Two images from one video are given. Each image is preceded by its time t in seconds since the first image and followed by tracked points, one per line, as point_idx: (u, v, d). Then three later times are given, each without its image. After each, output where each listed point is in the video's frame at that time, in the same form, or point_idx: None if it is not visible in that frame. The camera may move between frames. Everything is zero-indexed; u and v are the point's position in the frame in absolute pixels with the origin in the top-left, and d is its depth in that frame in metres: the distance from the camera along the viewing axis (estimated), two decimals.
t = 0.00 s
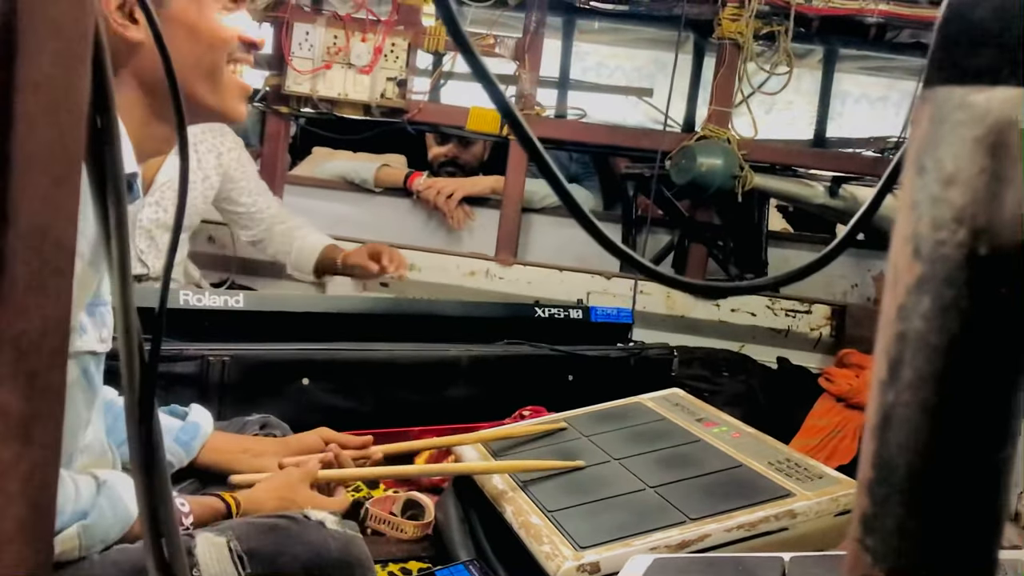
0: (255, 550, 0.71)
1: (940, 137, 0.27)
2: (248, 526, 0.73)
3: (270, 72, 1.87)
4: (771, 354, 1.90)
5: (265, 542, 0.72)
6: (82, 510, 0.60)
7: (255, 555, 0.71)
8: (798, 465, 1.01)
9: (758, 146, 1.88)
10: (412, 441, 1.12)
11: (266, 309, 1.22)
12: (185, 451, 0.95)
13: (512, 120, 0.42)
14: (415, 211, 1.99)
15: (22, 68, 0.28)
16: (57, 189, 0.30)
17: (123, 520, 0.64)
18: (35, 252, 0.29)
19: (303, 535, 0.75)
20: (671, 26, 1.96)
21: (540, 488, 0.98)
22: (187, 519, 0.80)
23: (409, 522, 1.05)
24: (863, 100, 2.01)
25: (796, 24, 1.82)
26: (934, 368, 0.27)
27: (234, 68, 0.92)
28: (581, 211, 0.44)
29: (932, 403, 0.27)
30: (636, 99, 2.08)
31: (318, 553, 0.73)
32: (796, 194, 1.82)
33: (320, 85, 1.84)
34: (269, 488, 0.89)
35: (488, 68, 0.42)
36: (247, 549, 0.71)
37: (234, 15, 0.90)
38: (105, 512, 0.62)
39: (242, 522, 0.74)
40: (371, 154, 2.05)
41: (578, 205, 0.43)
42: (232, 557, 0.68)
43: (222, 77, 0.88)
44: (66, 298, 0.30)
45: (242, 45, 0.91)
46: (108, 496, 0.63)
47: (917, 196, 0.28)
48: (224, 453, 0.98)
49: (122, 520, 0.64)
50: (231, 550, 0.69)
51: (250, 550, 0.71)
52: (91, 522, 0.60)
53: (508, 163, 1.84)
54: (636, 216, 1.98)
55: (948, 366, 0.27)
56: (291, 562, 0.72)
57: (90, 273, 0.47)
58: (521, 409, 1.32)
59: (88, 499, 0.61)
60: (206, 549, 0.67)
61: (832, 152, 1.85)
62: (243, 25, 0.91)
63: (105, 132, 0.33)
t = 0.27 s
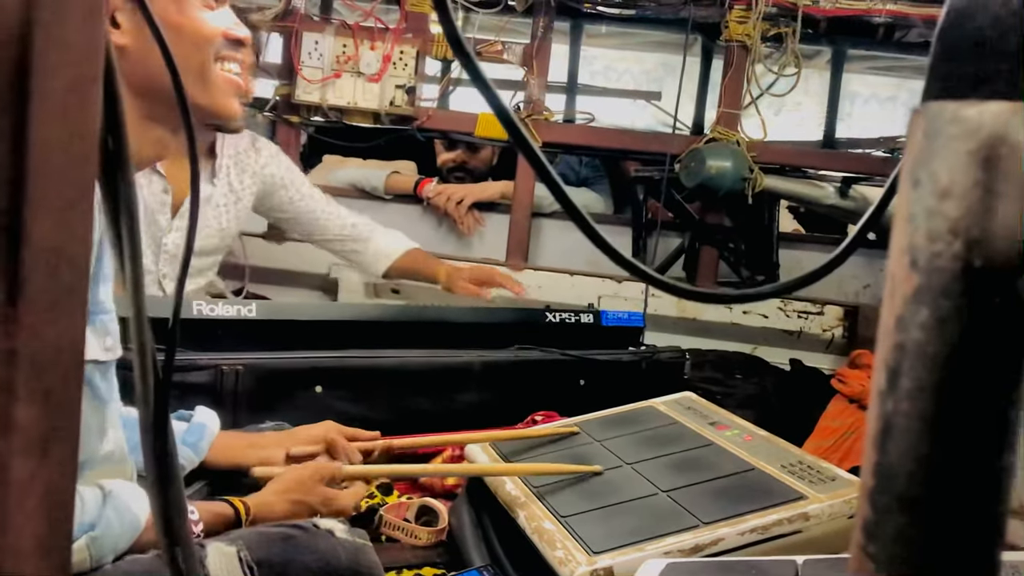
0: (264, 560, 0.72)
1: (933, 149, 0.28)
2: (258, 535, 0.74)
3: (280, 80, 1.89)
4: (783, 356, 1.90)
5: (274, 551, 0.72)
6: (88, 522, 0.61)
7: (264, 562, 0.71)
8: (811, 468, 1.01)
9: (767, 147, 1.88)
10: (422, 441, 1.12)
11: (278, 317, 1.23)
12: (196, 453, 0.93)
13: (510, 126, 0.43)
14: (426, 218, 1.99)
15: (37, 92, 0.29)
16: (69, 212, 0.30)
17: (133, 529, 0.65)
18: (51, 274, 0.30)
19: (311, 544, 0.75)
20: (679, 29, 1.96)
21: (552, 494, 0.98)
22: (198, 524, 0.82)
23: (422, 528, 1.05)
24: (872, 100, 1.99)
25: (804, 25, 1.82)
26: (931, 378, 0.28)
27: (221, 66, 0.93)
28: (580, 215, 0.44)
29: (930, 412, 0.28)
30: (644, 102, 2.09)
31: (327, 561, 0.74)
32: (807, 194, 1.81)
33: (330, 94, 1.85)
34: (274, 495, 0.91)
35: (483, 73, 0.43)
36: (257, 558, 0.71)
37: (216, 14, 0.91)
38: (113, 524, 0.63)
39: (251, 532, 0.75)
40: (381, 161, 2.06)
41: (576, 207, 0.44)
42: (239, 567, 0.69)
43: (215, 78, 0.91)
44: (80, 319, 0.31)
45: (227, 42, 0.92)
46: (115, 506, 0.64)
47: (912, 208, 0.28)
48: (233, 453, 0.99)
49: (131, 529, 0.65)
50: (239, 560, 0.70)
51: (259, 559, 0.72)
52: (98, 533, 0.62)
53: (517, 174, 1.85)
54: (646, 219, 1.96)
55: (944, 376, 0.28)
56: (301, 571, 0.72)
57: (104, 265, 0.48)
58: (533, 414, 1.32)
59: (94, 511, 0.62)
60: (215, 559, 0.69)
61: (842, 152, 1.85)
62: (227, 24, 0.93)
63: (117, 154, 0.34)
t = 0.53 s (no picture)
0: (274, 559, 0.72)
1: (946, 148, 0.28)
2: (267, 533, 0.74)
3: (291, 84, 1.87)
4: (796, 355, 1.89)
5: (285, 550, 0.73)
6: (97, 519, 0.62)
7: (275, 561, 0.72)
8: (824, 468, 1.00)
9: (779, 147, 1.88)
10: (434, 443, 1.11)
11: (290, 320, 1.23)
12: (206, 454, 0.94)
13: (521, 126, 0.43)
14: (437, 220, 1.99)
15: (49, 96, 0.29)
16: (83, 215, 0.30)
17: (142, 527, 0.66)
18: (64, 278, 0.30)
19: (320, 543, 0.75)
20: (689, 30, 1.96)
21: (565, 495, 0.98)
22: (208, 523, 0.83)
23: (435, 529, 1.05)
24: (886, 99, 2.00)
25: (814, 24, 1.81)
26: (944, 377, 0.28)
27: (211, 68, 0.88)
28: (591, 216, 0.44)
29: (944, 411, 0.28)
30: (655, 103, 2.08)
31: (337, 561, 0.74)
32: (818, 193, 1.80)
33: (340, 97, 1.86)
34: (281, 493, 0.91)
35: (493, 74, 0.43)
36: (267, 557, 0.72)
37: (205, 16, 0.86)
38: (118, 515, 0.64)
39: (261, 531, 0.75)
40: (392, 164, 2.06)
41: (586, 208, 0.44)
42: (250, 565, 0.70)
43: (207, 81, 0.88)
44: (94, 322, 0.31)
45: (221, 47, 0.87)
46: (123, 504, 0.65)
47: (924, 207, 0.28)
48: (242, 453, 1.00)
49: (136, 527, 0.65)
50: (250, 559, 0.70)
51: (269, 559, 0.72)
52: (107, 532, 0.63)
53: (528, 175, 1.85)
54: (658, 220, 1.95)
55: (958, 375, 0.27)
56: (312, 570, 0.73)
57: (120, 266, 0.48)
58: (545, 415, 1.32)
59: (101, 511, 0.64)
60: (225, 558, 0.69)
61: (854, 152, 1.84)
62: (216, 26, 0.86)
63: (128, 160, 0.34)
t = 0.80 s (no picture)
0: (279, 559, 0.72)
1: (952, 149, 0.27)
2: (274, 533, 0.75)
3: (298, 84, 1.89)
4: (803, 357, 1.89)
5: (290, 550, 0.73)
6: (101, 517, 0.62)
7: (280, 561, 0.72)
8: (830, 470, 1.00)
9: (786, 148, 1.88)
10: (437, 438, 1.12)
11: (296, 319, 1.23)
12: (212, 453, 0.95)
13: (527, 126, 0.43)
14: (444, 219, 2.00)
15: (56, 96, 0.29)
16: (90, 215, 0.30)
17: (148, 525, 0.66)
18: (72, 278, 0.30)
19: (325, 543, 0.75)
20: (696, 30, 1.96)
21: (570, 496, 0.98)
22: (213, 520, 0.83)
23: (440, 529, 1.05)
24: (891, 100, 1.98)
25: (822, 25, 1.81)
26: (949, 379, 0.27)
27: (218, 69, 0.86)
28: (599, 218, 0.44)
29: (949, 413, 0.28)
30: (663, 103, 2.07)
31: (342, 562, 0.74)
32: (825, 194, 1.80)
33: (347, 96, 1.86)
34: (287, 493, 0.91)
35: (499, 74, 0.43)
36: (272, 558, 0.72)
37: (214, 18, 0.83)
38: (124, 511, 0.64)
39: (266, 530, 0.75)
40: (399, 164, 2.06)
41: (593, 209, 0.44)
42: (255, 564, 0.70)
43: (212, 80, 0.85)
44: (100, 321, 0.31)
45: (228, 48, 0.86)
46: (130, 502, 0.65)
47: (930, 208, 0.28)
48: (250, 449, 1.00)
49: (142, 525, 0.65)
50: (255, 559, 0.71)
51: (274, 559, 0.72)
52: (113, 529, 0.63)
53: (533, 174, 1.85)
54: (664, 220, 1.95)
55: (963, 378, 0.27)
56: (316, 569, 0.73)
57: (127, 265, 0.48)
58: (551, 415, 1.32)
59: (107, 508, 0.64)
60: (231, 558, 0.69)
61: (861, 153, 1.83)
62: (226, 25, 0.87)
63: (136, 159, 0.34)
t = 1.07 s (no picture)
0: (281, 559, 0.72)
1: (958, 146, 0.27)
2: (276, 532, 0.75)
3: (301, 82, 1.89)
4: (805, 358, 1.89)
5: (293, 549, 0.73)
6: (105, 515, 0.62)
7: (283, 561, 0.72)
8: (832, 471, 1.00)
9: (789, 148, 1.87)
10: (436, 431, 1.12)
11: (298, 317, 1.23)
12: (213, 452, 0.95)
13: (531, 123, 0.43)
14: (446, 219, 1.99)
15: (59, 93, 0.29)
16: (93, 210, 0.30)
17: (149, 524, 0.66)
18: (73, 274, 0.30)
19: (329, 543, 0.76)
20: (699, 30, 1.96)
21: (571, 495, 0.98)
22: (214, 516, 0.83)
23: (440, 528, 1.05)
24: (895, 101, 1.98)
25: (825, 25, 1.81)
26: (955, 377, 0.27)
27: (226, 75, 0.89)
28: (603, 216, 0.44)
29: (955, 411, 0.27)
30: (665, 103, 2.08)
31: (344, 561, 0.74)
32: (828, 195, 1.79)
33: (350, 95, 1.86)
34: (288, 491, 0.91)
35: (504, 72, 0.42)
36: (274, 557, 0.72)
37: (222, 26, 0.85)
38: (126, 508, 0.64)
39: (268, 529, 0.75)
40: (401, 163, 2.06)
41: (598, 208, 0.44)
42: (258, 563, 0.70)
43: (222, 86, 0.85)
44: (103, 316, 0.31)
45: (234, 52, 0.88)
46: (131, 500, 0.65)
47: (936, 205, 0.28)
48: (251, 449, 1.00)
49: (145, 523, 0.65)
50: (257, 558, 0.70)
51: (276, 558, 0.72)
52: (115, 527, 0.63)
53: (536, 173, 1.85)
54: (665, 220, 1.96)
55: (969, 376, 0.27)
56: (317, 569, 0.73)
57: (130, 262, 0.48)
58: (552, 415, 1.32)
59: (110, 506, 0.63)
60: (234, 557, 0.69)
61: (864, 154, 1.83)
62: (234, 34, 0.91)
63: (140, 155, 0.34)
